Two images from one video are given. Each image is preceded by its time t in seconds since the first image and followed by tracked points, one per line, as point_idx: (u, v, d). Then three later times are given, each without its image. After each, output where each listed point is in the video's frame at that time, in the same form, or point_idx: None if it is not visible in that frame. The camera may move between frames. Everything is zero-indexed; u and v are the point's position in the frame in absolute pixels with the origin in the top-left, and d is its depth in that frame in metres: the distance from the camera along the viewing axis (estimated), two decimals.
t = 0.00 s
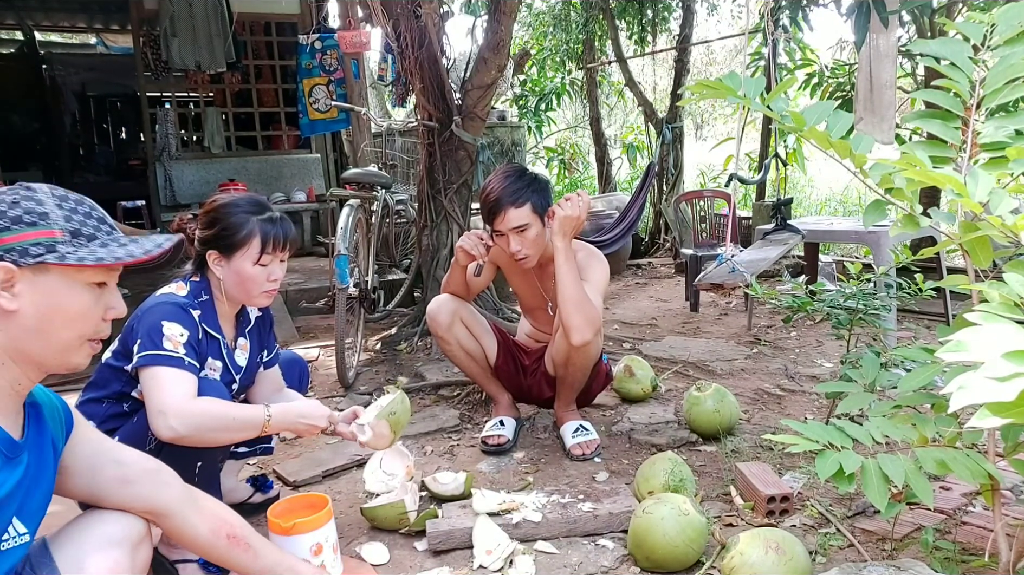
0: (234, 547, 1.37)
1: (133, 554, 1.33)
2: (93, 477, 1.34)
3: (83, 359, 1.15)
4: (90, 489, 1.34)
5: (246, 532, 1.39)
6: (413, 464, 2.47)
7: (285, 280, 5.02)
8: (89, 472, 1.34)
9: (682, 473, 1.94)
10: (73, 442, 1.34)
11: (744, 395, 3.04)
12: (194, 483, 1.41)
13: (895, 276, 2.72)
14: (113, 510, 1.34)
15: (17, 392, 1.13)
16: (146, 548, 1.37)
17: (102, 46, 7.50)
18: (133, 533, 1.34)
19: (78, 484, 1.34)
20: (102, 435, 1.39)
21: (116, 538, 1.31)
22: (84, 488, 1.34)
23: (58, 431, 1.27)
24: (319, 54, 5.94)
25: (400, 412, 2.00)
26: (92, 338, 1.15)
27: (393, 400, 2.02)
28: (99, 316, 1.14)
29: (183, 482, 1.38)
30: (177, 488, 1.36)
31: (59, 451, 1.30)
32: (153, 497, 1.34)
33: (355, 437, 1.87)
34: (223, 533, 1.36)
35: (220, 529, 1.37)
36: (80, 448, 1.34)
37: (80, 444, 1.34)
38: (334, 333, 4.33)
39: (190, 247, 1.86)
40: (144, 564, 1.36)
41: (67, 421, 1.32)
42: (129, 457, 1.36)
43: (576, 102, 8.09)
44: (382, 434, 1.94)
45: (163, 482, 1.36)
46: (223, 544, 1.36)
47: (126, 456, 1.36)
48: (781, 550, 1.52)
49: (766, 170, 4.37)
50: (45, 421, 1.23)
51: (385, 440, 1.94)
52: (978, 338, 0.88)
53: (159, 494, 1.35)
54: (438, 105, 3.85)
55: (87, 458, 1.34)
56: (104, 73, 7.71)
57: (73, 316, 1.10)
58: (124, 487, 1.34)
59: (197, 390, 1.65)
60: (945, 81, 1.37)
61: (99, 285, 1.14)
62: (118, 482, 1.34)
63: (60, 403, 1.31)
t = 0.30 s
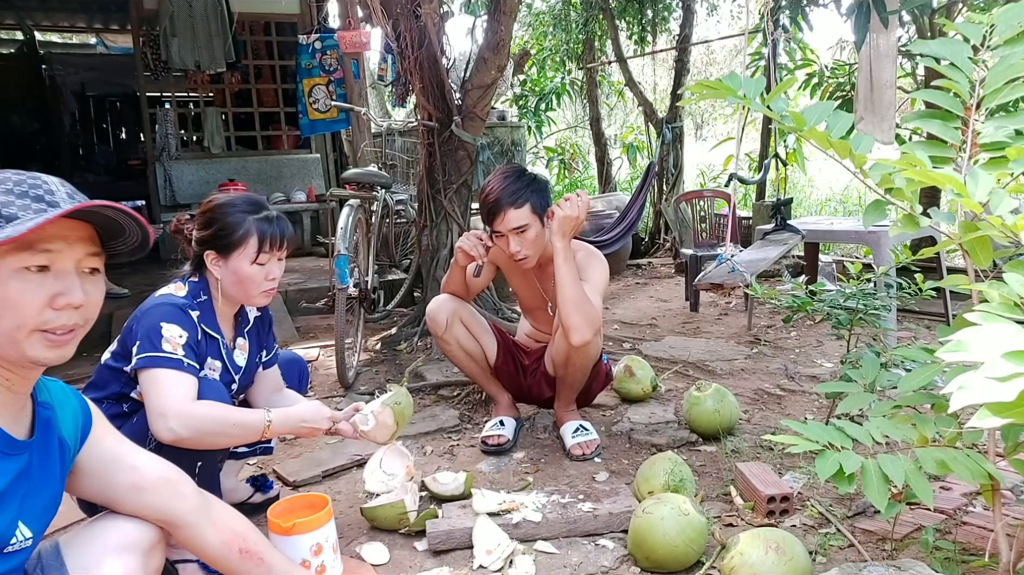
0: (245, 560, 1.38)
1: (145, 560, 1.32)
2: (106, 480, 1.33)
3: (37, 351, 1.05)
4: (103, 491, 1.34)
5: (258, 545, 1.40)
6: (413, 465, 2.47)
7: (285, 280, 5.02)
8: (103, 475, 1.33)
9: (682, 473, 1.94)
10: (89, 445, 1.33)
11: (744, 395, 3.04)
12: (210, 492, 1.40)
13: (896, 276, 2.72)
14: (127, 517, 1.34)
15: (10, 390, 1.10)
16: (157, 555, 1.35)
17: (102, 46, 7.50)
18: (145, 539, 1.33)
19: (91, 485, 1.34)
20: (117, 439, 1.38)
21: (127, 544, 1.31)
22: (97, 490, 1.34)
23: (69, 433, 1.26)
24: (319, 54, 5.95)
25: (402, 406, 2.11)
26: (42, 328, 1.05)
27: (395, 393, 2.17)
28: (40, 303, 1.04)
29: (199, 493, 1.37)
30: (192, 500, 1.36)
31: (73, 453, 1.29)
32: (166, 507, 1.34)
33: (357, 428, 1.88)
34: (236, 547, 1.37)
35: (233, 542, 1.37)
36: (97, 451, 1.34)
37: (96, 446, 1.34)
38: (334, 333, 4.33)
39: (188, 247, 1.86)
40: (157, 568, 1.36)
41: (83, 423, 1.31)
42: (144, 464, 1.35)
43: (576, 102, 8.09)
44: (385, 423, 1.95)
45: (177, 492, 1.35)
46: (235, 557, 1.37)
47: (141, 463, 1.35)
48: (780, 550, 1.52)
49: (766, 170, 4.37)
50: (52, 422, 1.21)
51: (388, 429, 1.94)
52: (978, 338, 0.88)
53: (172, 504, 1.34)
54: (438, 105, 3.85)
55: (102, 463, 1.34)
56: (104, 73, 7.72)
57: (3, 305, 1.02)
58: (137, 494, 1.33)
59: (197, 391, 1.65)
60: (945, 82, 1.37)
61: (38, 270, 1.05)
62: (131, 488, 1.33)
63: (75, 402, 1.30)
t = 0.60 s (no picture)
0: (246, 556, 1.39)
1: (145, 562, 1.33)
2: (106, 481, 1.33)
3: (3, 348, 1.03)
4: (102, 492, 1.33)
5: (258, 541, 1.41)
6: (413, 464, 2.47)
7: (285, 280, 5.02)
8: (102, 475, 1.33)
9: (682, 473, 1.94)
10: (87, 446, 1.33)
11: (744, 395, 3.04)
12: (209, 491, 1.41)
13: (896, 276, 2.72)
14: (127, 518, 1.34)
15: None
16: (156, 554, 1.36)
17: (102, 46, 7.50)
18: (145, 540, 1.34)
19: (90, 486, 1.33)
20: (116, 439, 1.37)
21: (129, 545, 1.31)
22: (96, 491, 1.33)
23: (64, 435, 1.25)
24: (319, 54, 5.95)
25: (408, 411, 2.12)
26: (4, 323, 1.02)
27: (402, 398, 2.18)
28: None
29: (199, 491, 1.38)
30: (193, 498, 1.37)
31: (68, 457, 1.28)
32: (167, 506, 1.34)
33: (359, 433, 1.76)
34: (237, 543, 1.38)
35: (233, 539, 1.39)
36: (94, 452, 1.33)
37: (94, 448, 1.33)
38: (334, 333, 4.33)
39: (188, 247, 1.85)
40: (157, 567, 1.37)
41: (78, 424, 1.30)
42: (145, 464, 1.35)
43: (576, 102, 8.09)
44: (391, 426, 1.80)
45: (178, 492, 1.35)
46: (236, 553, 1.38)
47: (142, 463, 1.35)
48: (781, 550, 1.52)
49: (766, 170, 4.37)
50: (44, 424, 1.21)
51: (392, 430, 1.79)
52: (978, 338, 0.88)
53: (174, 504, 1.35)
54: (438, 105, 3.85)
55: (102, 464, 1.33)
56: (104, 73, 7.73)
57: None
58: (139, 494, 1.33)
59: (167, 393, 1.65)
60: (945, 82, 1.37)
61: None
62: (132, 488, 1.33)
63: (68, 403, 1.29)
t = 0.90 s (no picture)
0: (233, 541, 1.38)
1: (128, 556, 1.34)
2: (87, 483, 1.33)
3: (18, 367, 1.02)
4: (85, 494, 1.34)
5: (244, 526, 1.40)
6: (413, 465, 2.48)
7: (285, 280, 5.02)
8: (82, 478, 1.33)
9: (682, 473, 1.94)
10: (65, 449, 1.33)
11: (744, 395, 3.04)
12: (190, 479, 1.39)
13: (896, 276, 2.72)
14: (108, 517, 1.35)
15: None
16: (140, 548, 1.38)
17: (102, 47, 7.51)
18: (126, 536, 1.35)
19: (71, 490, 1.33)
20: (95, 440, 1.37)
21: (110, 543, 1.32)
22: (77, 493, 1.34)
23: (39, 443, 1.24)
24: (319, 54, 5.95)
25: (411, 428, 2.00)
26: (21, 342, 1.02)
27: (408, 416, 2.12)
28: (20, 315, 1.01)
29: (179, 483, 1.36)
30: (174, 491, 1.35)
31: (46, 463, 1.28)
32: (149, 501, 1.33)
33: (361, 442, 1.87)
34: (222, 530, 1.37)
35: (219, 526, 1.37)
36: (73, 455, 1.33)
37: (73, 451, 1.33)
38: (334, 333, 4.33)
39: (189, 246, 1.85)
40: (141, 561, 1.38)
41: (53, 430, 1.30)
42: (124, 463, 1.35)
43: (576, 102, 8.09)
44: (390, 441, 1.87)
45: (157, 487, 1.34)
46: (222, 540, 1.38)
47: (122, 463, 1.35)
48: (780, 550, 1.52)
49: (766, 170, 4.36)
50: (23, 436, 1.19)
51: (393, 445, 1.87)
52: (978, 338, 0.88)
53: (156, 499, 1.33)
54: (438, 105, 3.85)
55: (82, 466, 1.33)
56: (103, 73, 7.74)
57: None
58: (120, 493, 1.33)
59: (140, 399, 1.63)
60: (945, 82, 1.37)
61: (11, 277, 1.01)
62: (113, 488, 1.33)
63: (42, 409, 1.27)
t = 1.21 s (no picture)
0: (217, 523, 1.40)
1: (114, 554, 1.35)
2: (65, 482, 1.33)
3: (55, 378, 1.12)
4: (65, 493, 1.34)
5: (227, 507, 1.42)
6: (413, 465, 2.47)
7: (285, 280, 5.02)
8: (60, 477, 1.33)
9: (682, 473, 1.94)
10: (39, 450, 1.33)
11: (744, 395, 3.04)
12: (170, 466, 1.40)
13: (896, 276, 2.72)
14: (92, 513, 1.35)
15: None
16: (125, 543, 1.39)
17: (102, 47, 7.51)
18: (111, 533, 1.35)
19: (51, 490, 1.33)
20: (70, 438, 1.37)
21: (97, 541, 1.33)
22: (58, 493, 1.34)
23: (12, 451, 1.24)
24: (319, 55, 5.96)
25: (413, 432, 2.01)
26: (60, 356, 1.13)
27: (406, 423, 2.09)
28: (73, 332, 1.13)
29: (160, 471, 1.38)
30: (155, 479, 1.36)
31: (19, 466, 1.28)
32: (131, 492, 1.34)
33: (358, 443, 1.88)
34: (206, 512, 1.39)
35: (203, 509, 1.39)
36: (47, 454, 1.33)
37: (47, 451, 1.33)
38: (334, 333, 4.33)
39: (186, 246, 1.86)
40: (126, 557, 1.39)
41: (23, 434, 1.29)
42: (103, 456, 1.36)
43: (576, 102, 8.09)
44: (388, 446, 1.89)
45: (138, 477, 1.35)
46: (207, 522, 1.40)
47: (100, 456, 1.36)
48: (781, 550, 1.52)
49: (767, 170, 4.36)
50: None
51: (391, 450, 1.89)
52: (979, 338, 0.88)
53: (138, 488, 1.34)
54: (438, 105, 3.85)
55: (59, 464, 1.33)
56: (103, 73, 7.75)
57: (57, 335, 1.08)
58: (102, 487, 1.34)
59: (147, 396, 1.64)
60: (945, 82, 1.37)
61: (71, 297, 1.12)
62: (94, 482, 1.34)
63: (12, 416, 1.27)
